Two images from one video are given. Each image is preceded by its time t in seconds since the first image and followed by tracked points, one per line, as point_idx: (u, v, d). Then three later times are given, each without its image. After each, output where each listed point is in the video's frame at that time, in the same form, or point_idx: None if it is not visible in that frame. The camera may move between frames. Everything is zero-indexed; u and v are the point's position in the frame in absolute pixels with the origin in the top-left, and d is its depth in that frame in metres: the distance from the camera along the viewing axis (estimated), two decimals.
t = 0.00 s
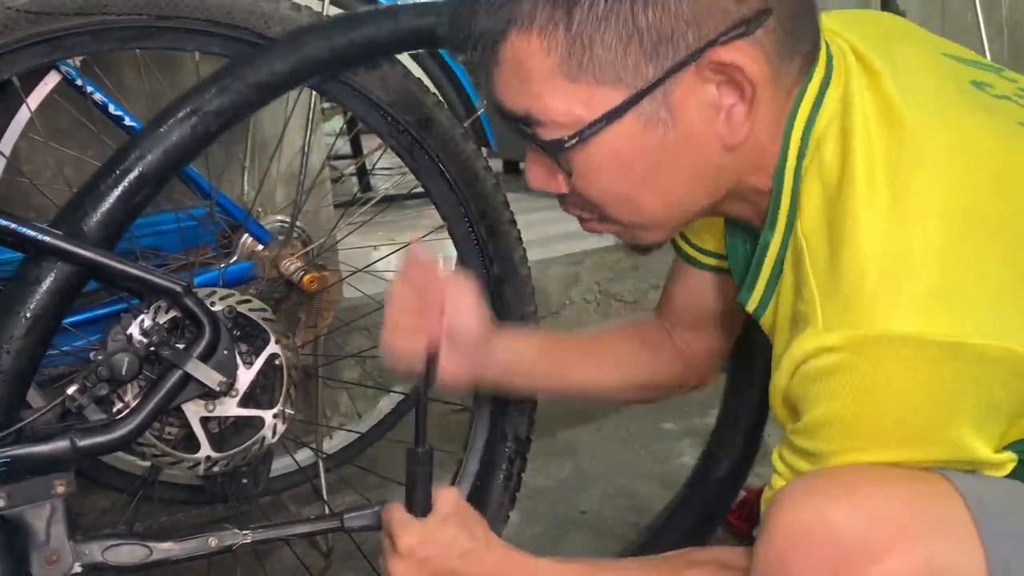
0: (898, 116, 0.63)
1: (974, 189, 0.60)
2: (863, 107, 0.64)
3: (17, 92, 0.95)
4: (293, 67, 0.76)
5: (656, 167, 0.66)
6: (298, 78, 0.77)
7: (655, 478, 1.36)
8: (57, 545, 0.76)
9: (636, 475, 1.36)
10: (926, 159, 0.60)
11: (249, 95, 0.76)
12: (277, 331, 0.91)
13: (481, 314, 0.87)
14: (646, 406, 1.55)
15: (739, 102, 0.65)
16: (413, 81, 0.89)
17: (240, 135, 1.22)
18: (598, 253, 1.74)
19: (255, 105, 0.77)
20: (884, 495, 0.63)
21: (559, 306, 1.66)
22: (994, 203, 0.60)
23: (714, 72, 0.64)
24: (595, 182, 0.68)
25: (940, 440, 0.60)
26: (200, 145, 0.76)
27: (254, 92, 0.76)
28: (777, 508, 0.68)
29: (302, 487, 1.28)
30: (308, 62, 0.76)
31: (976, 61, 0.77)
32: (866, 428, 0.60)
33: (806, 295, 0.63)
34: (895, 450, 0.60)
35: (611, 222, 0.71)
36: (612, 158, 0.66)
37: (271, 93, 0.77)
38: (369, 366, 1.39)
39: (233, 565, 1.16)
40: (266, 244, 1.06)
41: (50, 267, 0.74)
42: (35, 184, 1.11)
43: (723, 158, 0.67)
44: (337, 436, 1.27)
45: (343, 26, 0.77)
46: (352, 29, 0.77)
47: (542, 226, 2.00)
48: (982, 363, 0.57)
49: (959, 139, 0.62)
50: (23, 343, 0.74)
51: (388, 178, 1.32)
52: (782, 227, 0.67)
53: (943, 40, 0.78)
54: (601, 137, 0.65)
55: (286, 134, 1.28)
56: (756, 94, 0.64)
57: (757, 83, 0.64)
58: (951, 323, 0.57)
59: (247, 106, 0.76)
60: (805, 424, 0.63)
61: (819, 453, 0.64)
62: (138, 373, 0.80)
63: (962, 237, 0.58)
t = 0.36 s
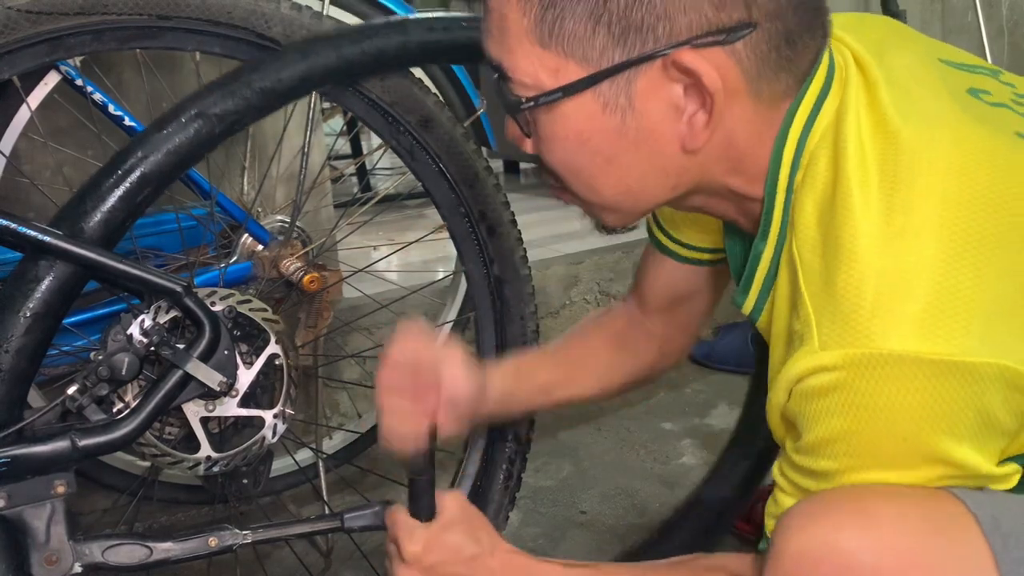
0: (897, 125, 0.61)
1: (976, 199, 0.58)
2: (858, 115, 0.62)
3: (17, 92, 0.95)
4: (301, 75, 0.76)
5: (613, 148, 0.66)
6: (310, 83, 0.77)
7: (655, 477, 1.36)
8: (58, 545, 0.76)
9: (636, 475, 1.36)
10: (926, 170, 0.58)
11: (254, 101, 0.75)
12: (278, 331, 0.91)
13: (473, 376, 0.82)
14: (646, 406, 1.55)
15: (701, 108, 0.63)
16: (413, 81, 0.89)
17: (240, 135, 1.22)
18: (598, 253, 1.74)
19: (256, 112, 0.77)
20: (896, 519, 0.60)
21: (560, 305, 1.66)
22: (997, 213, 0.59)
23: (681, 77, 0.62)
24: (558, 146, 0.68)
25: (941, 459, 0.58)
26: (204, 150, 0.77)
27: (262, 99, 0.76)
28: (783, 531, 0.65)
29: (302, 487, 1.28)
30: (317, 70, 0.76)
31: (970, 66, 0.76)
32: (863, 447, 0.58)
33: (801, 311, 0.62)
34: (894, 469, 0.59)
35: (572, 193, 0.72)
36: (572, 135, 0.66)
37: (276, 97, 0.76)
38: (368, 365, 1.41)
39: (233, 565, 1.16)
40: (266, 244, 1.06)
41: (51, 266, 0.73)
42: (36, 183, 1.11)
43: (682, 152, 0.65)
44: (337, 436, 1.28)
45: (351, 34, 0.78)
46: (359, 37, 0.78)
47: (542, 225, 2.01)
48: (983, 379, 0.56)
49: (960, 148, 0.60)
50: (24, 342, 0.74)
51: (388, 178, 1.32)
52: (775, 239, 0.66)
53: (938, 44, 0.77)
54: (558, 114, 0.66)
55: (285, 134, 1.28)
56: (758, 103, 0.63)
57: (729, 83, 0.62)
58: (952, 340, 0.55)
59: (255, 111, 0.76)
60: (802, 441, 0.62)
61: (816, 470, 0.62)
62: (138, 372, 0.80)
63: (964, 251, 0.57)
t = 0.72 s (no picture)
0: (892, 133, 0.62)
1: (967, 210, 0.60)
2: (852, 124, 0.64)
3: (17, 92, 0.95)
4: (298, 68, 0.78)
5: (664, 205, 0.64)
6: (304, 76, 0.79)
7: (655, 478, 1.36)
8: (58, 545, 0.76)
9: (636, 475, 1.36)
10: (918, 181, 0.60)
11: (253, 96, 0.77)
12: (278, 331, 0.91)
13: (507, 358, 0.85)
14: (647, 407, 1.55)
15: (739, 125, 0.63)
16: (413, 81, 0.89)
17: (240, 135, 1.22)
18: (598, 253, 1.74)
19: (255, 106, 0.78)
20: (878, 518, 0.63)
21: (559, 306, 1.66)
22: (987, 223, 0.60)
23: (712, 106, 0.62)
24: (608, 228, 0.66)
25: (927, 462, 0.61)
26: (202, 147, 0.77)
27: (259, 92, 0.77)
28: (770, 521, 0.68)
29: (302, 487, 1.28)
30: (314, 62, 0.79)
31: (974, 65, 0.77)
32: (850, 452, 0.61)
33: (792, 317, 0.64)
34: (882, 472, 0.62)
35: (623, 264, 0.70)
36: (619, 209, 0.64)
37: (272, 91, 0.78)
38: (368, 365, 1.41)
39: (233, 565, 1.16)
40: (266, 243, 1.06)
41: (51, 265, 0.73)
42: (35, 183, 1.11)
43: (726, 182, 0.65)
44: (338, 436, 1.27)
45: (345, 26, 0.80)
46: (353, 28, 0.80)
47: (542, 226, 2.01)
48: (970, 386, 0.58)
49: (954, 158, 0.61)
50: (23, 342, 0.73)
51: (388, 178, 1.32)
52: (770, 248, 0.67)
53: (941, 43, 0.77)
54: (612, 193, 0.63)
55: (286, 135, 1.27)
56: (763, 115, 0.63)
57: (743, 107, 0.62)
58: (940, 349, 0.57)
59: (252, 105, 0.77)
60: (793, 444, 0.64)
61: (806, 472, 0.65)
62: (138, 373, 0.80)
63: (953, 261, 0.58)
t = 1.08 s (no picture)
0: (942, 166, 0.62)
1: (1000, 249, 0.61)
2: (898, 148, 0.64)
3: (16, 92, 0.95)
4: (263, 30, 0.77)
5: (664, 208, 0.67)
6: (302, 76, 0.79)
7: (655, 478, 1.36)
8: (57, 546, 0.76)
9: (636, 475, 1.36)
10: (959, 219, 0.61)
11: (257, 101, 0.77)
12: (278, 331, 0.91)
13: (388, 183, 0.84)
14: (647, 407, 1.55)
15: (761, 141, 0.65)
16: (413, 81, 0.89)
17: (239, 134, 1.22)
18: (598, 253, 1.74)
19: (230, 78, 0.77)
20: (847, 525, 0.66)
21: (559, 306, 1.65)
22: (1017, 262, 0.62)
23: (736, 119, 0.64)
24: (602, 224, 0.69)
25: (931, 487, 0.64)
26: (188, 127, 0.77)
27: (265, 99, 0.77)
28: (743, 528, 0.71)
29: (302, 487, 1.28)
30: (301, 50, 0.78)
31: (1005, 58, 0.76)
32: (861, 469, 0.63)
33: (813, 333, 0.65)
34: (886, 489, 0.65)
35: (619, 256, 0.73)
36: (623, 210, 0.67)
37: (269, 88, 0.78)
38: (368, 365, 1.42)
39: (233, 565, 1.16)
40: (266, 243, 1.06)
41: (50, 266, 0.73)
42: (34, 183, 1.11)
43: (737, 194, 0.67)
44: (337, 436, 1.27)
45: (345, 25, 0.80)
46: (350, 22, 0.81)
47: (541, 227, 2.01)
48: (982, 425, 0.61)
49: (993, 194, 0.62)
50: (23, 342, 0.74)
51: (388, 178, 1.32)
52: (791, 260, 0.68)
53: (978, 40, 0.76)
54: (613, 190, 0.66)
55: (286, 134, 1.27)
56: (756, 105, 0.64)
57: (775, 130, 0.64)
58: (958, 389, 0.60)
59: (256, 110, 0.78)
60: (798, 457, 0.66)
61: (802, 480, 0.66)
62: (137, 372, 0.80)
63: (983, 303, 0.61)
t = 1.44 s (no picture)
0: (937, 161, 0.59)
1: (998, 246, 0.59)
2: (892, 143, 0.61)
3: (17, 93, 0.94)
4: (282, 50, 0.77)
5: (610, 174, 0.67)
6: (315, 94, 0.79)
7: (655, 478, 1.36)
8: (57, 545, 0.76)
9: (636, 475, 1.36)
10: (953, 219, 0.58)
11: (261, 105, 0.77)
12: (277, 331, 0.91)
13: (468, 300, 0.87)
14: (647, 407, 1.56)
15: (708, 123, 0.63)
16: (413, 81, 0.89)
17: (240, 134, 1.23)
18: (598, 253, 1.74)
19: (244, 93, 0.78)
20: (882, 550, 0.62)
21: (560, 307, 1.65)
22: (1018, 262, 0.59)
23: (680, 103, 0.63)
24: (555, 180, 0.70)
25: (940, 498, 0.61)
26: (195, 136, 0.77)
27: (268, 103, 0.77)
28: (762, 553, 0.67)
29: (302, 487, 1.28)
30: (298, 43, 0.78)
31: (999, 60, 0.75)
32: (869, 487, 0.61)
33: (808, 342, 0.63)
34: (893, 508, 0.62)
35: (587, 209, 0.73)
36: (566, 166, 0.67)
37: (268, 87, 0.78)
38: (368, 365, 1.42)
39: (233, 565, 1.16)
40: (266, 243, 1.06)
41: (50, 266, 0.73)
42: (34, 183, 1.11)
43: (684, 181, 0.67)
44: (338, 436, 1.27)
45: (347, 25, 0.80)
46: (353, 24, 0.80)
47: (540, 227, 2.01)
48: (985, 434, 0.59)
49: (987, 191, 0.60)
50: (23, 342, 0.74)
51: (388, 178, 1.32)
52: (786, 260, 0.65)
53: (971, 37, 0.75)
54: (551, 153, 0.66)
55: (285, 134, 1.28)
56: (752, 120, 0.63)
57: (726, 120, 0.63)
58: (956, 398, 0.58)
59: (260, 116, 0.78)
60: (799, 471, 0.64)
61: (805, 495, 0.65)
62: (138, 372, 0.80)
63: (979, 307, 0.58)
